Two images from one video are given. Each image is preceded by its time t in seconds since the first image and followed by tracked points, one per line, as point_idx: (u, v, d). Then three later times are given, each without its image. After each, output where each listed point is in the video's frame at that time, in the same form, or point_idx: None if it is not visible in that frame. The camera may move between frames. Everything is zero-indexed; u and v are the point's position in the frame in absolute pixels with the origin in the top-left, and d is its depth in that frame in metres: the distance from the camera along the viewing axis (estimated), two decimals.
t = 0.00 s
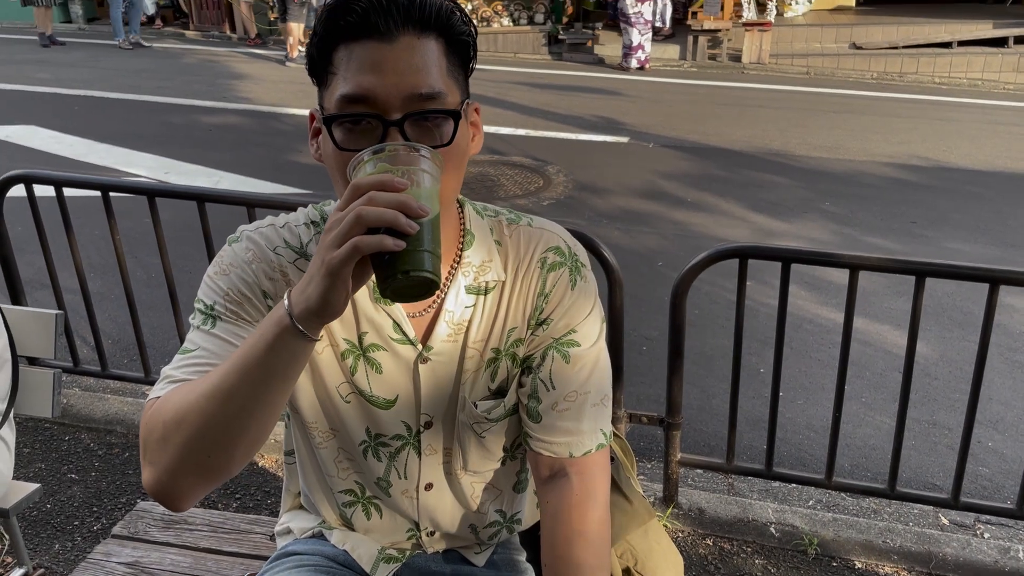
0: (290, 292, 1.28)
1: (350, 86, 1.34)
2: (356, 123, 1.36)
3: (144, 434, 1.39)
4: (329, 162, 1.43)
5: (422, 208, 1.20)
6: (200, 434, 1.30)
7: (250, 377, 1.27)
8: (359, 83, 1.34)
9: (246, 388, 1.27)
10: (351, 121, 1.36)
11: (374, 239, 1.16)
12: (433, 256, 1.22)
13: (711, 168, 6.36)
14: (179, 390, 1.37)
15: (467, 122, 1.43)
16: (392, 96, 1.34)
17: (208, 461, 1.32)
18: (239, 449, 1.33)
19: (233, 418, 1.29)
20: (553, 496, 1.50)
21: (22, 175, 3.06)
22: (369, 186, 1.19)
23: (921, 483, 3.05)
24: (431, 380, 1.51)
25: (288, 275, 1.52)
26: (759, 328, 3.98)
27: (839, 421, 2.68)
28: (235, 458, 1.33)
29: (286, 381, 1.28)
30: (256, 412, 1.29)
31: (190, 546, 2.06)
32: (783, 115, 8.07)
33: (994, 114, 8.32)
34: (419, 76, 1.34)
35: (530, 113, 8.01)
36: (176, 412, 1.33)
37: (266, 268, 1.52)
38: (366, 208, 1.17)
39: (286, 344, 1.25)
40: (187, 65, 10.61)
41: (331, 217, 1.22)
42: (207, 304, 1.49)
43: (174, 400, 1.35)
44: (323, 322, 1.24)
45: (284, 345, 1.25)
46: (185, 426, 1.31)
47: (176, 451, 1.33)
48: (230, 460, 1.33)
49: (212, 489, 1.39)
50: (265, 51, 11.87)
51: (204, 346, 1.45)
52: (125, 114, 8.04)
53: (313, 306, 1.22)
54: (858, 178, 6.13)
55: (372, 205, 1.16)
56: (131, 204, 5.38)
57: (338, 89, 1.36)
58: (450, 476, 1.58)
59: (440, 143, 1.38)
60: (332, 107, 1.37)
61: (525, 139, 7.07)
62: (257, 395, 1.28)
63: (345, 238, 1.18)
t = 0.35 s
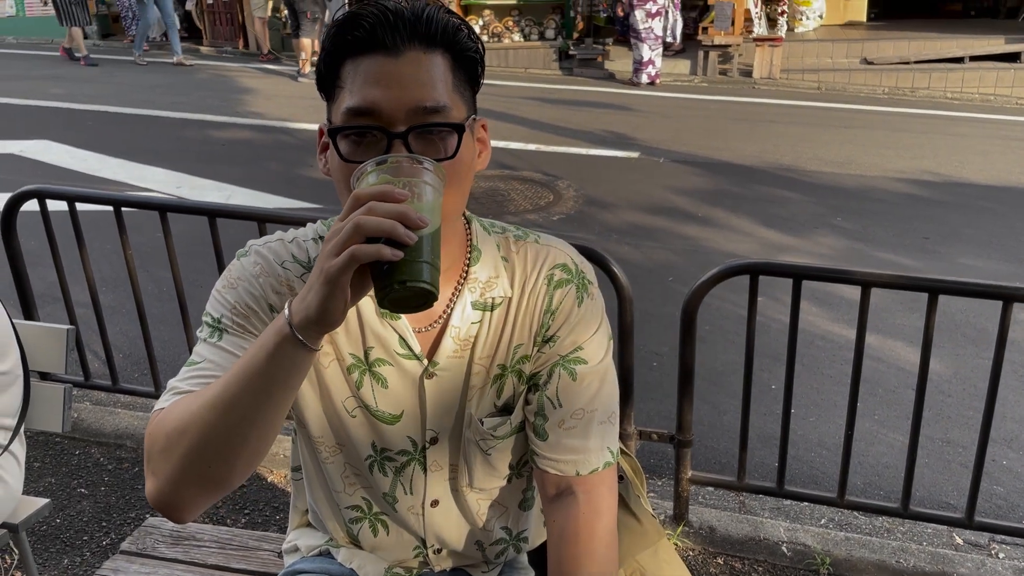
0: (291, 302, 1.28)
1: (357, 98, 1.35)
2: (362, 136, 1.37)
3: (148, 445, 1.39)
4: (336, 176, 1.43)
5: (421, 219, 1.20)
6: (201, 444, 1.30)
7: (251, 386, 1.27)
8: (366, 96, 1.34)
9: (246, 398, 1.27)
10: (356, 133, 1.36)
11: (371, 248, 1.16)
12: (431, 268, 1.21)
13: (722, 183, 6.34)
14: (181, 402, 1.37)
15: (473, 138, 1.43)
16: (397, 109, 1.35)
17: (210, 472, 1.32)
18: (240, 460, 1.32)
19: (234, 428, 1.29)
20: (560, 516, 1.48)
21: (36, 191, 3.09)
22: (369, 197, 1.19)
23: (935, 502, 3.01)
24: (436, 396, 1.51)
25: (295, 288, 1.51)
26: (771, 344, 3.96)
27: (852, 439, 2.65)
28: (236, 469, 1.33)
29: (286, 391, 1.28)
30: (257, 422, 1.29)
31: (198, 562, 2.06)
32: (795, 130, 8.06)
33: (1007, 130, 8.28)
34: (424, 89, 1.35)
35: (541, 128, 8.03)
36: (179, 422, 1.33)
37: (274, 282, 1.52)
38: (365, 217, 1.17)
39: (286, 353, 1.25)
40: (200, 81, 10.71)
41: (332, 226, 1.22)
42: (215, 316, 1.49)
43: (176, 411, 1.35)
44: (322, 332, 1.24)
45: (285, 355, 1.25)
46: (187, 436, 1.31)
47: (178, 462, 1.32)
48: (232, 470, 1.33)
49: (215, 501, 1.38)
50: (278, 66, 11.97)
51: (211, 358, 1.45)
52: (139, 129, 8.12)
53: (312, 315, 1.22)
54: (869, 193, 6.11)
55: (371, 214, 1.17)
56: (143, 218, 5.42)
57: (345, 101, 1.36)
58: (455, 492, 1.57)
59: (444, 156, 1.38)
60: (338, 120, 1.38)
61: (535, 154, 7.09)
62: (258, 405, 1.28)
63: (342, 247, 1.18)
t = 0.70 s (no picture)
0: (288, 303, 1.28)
1: (357, 101, 1.35)
2: (363, 138, 1.37)
3: (149, 448, 1.39)
4: (338, 179, 1.43)
5: (417, 217, 1.19)
6: (200, 446, 1.30)
7: (249, 387, 1.26)
8: (366, 98, 1.35)
9: (245, 399, 1.27)
10: (357, 135, 1.37)
11: (366, 245, 1.15)
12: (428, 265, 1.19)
13: (728, 190, 6.33)
14: (182, 405, 1.37)
15: (474, 142, 1.43)
16: (397, 111, 1.35)
17: (209, 474, 1.32)
18: (239, 462, 1.32)
19: (233, 431, 1.29)
20: (563, 524, 1.47)
21: (42, 199, 3.10)
22: (366, 194, 1.18)
23: (943, 510, 2.98)
24: (439, 402, 1.50)
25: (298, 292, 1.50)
26: (777, 351, 3.94)
27: (859, 448, 2.63)
28: (236, 471, 1.33)
29: (285, 393, 1.28)
30: (256, 424, 1.29)
31: (201, 570, 2.06)
32: (801, 137, 8.05)
33: (1016, 136, 8.24)
34: (424, 92, 1.35)
35: (546, 136, 8.03)
36: (179, 424, 1.33)
37: (276, 286, 1.51)
38: (360, 214, 1.16)
39: (284, 354, 1.24)
40: (207, 88, 10.76)
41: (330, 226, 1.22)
42: (218, 321, 1.49)
43: (177, 414, 1.36)
44: (319, 332, 1.23)
45: (283, 356, 1.25)
46: (187, 438, 1.31)
47: (178, 463, 1.33)
48: (232, 472, 1.33)
49: (216, 504, 1.38)
50: (284, 75, 12.02)
51: (212, 361, 1.45)
52: (147, 137, 8.16)
53: (309, 314, 1.21)
54: (876, 200, 6.08)
55: (366, 211, 1.16)
56: (150, 226, 5.44)
57: (346, 105, 1.37)
58: (457, 499, 1.56)
59: (444, 158, 1.38)
60: (340, 123, 1.38)
61: (541, 161, 7.09)
62: (257, 405, 1.27)
63: (338, 244, 1.17)
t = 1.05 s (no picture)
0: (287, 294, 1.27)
1: (360, 94, 1.34)
2: (365, 132, 1.35)
3: (148, 440, 1.39)
4: (340, 173, 1.42)
5: (416, 207, 1.18)
6: (199, 437, 1.30)
7: (248, 378, 1.26)
8: (369, 92, 1.34)
9: (244, 390, 1.26)
10: (358, 128, 1.35)
11: (362, 233, 1.14)
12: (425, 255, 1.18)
13: (731, 188, 6.32)
14: (181, 396, 1.37)
15: (476, 138, 1.42)
16: (399, 105, 1.34)
17: (208, 466, 1.32)
18: (238, 453, 1.32)
19: (232, 422, 1.28)
20: (565, 522, 1.47)
21: (44, 197, 3.09)
22: (365, 184, 1.18)
23: (946, 509, 2.98)
24: (439, 398, 1.50)
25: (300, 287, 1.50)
26: (780, 349, 3.93)
27: (862, 447, 2.63)
28: (234, 462, 1.32)
29: (283, 383, 1.27)
30: (255, 415, 1.28)
31: (203, 569, 2.06)
32: (804, 135, 8.03)
33: (1020, 134, 8.21)
34: (427, 87, 1.35)
35: (549, 134, 8.03)
36: (178, 415, 1.33)
37: (278, 281, 1.50)
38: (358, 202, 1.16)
39: (282, 346, 1.24)
40: (210, 87, 10.77)
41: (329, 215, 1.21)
42: (219, 315, 1.49)
43: (176, 405, 1.35)
44: (317, 323, 1.22)
45: (281, 347, 1.24)
46: (186, 429, 1.31)
47: (176, 455, 1.32)
48: (229, 463, 1.32)
49: (214, 496, 1.38)
50: (287, 73, 12.02)
51: (213, 355, 1.44)
52: (150, 135, 8.17)
53: (306, 304, 1.21)
54: (880, 198, 6.07)
55: (364, 201, 1.16)
56: (153, 224, 5.45)
57: (349, 99, 1.36)
58: (458, 497, 1.56)
59: (445, 152, 1.36)
60: (342, 117, 1.37)
61: (544, 159, 7.09)
62: (255, 396, 1.27)
63: (335, 232, 1.16)
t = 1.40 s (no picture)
0: (289, 276, 1.27)
1: (363, 78, 1.34)
2: (368, 116, 1.35)
3: (150, 422, 1.39)
4: (343, 157, 1.42)
5: (417, 186, 1.17)
6: (200, 418, 1.30)
7: (250, 358, 1.26)
8: (372, 76, 1.33)
9: (246, 371, 1.26)
10: (362, 112, 1.35)
11: (363, 212, 1.14)
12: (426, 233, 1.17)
13: (732, 180, 6.31)
14: (183, 379, 1.37)
15: (479, 124, 1.41)
16: (402, 88, 1.33)
17: (209, 447, 1.32)
18: (240, 434, 1.31)
19: (233, 402, 1.28)
20: (566, 509, 1.47)
21: (43, 187, 3.09)
22: (367, 163, 1.17)
23: (945, 500, 2.98)
24: (441, 385, 1.50)
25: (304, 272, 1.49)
26: (781, 341, 3.93)
27: (862, 439, 2.63)
28: (236, 443, 1.32)
29: (285, 364, 1.27)
30: (256, 396, 1.28)
31: (203, 558, 2.06)
32: (805, 126, 8.01)
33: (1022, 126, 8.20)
34: (430, 72, 1.34)
35: (549, 125, 8.01)
36: (181, 396, 1.33)
37: (281, 266, 1.50)
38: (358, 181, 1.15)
39: (284, 326, 1.24)
40: (209, 78, 10.75)
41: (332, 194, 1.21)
42: (222, 299, 1.48)
43: (178, 386, 1.35)
44: (319, 303, 1.23)
45: (283, 327, 1.24)
46: (187, 409, 1.31)
47: (177, 437, 1.32)
48: (231, 445, 1.32)
49: (215, 479, 1.38)
50: (287, 63, 11.98)
51: (216, 338, 1.43)
52: (149, 126, 8.15)
53: (308, 283, 1.21)
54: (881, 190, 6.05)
55: (366, 179, 1.15)
56: (153, 215, 5.45)
57: (352, 82, 1.35)
58: (458, 484, 1.56)
59: (447, 136, 1.36)
60: (345, 100, 1.37)
61: (544, 150, 7.08)
62: (256, 377, 1.27)
63: (337, 211, 1.16)
